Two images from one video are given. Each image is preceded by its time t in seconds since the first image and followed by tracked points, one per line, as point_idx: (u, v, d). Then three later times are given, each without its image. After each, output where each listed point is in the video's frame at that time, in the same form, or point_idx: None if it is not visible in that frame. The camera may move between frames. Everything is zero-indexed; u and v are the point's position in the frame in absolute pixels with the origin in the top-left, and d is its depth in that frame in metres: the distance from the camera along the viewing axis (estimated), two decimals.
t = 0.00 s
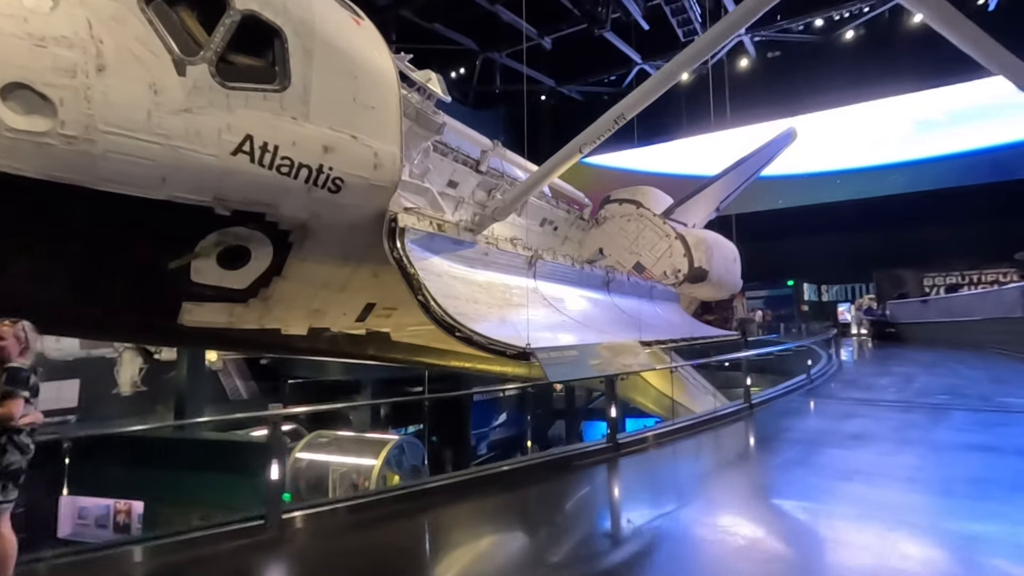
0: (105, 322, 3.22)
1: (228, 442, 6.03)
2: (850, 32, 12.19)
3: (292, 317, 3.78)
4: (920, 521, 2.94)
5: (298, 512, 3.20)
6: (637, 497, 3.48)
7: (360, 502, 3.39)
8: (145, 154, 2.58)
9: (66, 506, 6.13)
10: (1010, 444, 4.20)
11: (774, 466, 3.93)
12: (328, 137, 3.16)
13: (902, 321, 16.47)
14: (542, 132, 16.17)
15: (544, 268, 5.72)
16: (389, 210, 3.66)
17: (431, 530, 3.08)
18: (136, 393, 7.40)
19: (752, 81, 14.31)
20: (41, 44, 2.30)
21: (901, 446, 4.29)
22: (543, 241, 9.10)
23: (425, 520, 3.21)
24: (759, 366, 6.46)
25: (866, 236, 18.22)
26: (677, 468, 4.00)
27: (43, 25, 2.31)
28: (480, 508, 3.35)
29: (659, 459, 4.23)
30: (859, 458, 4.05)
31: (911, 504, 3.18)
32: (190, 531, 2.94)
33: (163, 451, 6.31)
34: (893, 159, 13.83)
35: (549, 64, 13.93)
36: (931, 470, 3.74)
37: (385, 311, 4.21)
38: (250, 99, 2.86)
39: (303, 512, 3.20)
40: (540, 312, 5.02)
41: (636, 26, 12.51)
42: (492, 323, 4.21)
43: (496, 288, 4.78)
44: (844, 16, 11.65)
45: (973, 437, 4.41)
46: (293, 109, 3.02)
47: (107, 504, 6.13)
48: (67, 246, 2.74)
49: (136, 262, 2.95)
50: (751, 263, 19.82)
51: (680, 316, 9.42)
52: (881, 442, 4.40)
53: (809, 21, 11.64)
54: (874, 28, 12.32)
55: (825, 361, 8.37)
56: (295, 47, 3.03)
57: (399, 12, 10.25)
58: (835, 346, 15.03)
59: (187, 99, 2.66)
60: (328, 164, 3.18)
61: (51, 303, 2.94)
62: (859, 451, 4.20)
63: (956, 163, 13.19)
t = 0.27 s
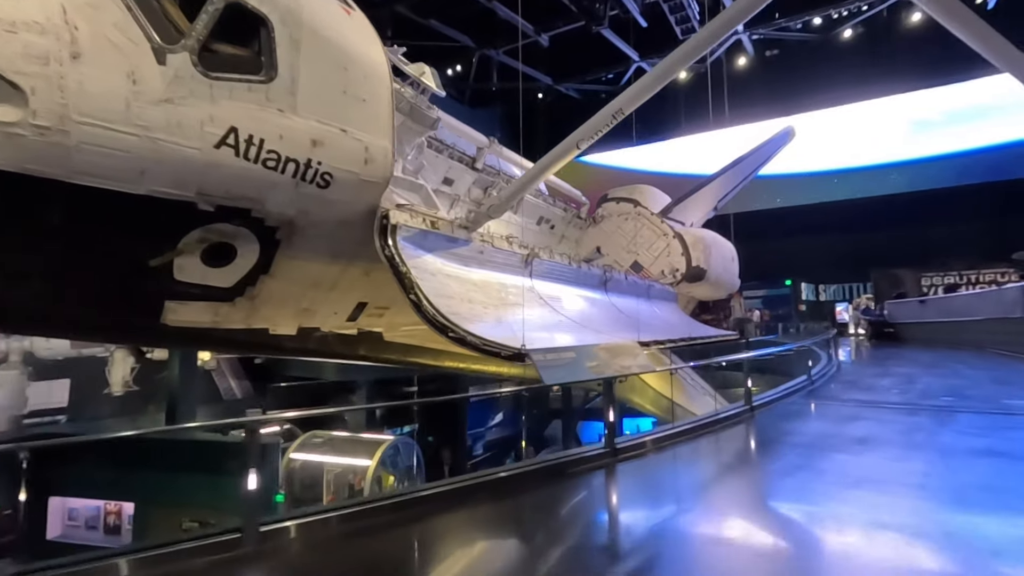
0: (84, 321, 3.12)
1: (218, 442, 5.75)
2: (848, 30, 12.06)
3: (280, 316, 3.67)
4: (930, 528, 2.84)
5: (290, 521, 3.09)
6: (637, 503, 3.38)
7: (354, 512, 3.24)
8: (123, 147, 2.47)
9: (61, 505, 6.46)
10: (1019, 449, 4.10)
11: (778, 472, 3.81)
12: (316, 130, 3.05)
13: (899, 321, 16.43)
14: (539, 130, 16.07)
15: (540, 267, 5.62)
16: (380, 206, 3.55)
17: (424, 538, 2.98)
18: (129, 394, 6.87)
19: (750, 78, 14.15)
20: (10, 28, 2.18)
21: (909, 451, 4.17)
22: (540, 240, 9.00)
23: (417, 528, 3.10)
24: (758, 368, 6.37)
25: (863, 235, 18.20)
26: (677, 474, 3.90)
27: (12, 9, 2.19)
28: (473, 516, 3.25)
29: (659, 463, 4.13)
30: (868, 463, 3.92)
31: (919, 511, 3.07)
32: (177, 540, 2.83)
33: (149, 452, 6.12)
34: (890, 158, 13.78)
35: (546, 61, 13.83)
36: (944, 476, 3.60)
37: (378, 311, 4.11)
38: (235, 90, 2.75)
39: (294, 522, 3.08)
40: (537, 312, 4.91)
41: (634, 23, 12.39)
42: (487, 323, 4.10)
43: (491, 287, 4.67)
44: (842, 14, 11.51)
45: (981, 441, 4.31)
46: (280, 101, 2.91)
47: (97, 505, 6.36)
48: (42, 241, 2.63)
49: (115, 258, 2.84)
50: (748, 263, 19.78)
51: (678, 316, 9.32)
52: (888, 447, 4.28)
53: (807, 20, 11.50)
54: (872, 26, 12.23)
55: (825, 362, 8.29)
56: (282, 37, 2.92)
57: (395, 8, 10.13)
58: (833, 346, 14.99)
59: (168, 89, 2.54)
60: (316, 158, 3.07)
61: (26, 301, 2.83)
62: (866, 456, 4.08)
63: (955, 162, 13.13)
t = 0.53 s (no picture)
0: (61, 321, 3.01)
1: (209, 446, 5.43)
2: (846, 30, 11.94)
3: (267, 316, 3.57)
4: (938, 536, 2.73)
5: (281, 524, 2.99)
6: (634, 508, 3.28)
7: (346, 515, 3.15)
8: (98, 138, 2.37)
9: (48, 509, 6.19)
10: None
11: (779, 476, 3.71)
12: (302, 122, 2.95)
13: (897, 322, 16.40)
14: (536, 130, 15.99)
15: (536, 266, 5.53)
16: (370, 202, 3.46)
17: (414, 546, 2.87)
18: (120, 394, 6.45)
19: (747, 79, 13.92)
20: None
21: (914, 454, 4.06)
22: (537, 240, 8.95)
23: (409, 535, 2.99)
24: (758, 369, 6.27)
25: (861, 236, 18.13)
26: (674, 478, 3.80)
27: None
28: (464, 521, 3.15)
29: (657, 467, 4.03)
30: (873, 467, 3.80)
31: (926, 517, 2.96)
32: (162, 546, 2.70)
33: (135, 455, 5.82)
34: (888, 159, 13.75)
35: (543, 61, 13.76)
36: (954, 481, 3.47)
37: (368, 311, 4.02)
38: (216, 80, 2.65)
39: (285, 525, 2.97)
40: (532, 312, 4.82)
41: (631, 22, 12.30)
42: (480, 323, 4.01)
43: (485, 286, 4.57)
44: (840, 15, 11.40)
45: (987, 443, 4.21)
46: (265, 93, 2.81)
47: (87, 509, 6.05)
48: (17, 236, 2.54)
49: (92, 254, 2.75)
50: (746, 263, 19.75)
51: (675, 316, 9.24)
52: (892, 450, 4.18)
53: (805, 20, 11.39)
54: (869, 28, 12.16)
55: (825, 362, 8.21)
56: (266, 26, 2.82)
57: (391, 5, 10.03)
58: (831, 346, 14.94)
59: (145, 78, 2.45)
60: (302, 152, 2.97)
61: None
62: (870, 460, 3.97)
63: (953, 163, 13.09)
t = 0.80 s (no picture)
0: (33, 323, 2.92)
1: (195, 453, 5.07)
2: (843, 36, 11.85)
3: (250, 320, 3.46)
4: (948, 553, 2.61)
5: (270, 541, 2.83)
6: (629, 522, 3.16)
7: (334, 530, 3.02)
8: (67, 133, 2.26)
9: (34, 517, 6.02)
10: None
11: (781, 488, 3.58)
12: (285, 120, 2.85)
13: (896, 327, 16.34)
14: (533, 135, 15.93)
15: (530, 270, 5.42)
16: (356, 203, 3.36)
17: (402, 562, 2.74)
18: (110, 400, 6.22)
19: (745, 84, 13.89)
20: None
21: (920, 466, 3.93)
22: (532, 244, 8.86)
23: (396, 551, 2.86)
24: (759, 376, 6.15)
25: (859, 241, 18.05)
26: (671, 490, 3.68)
27: None
28: (453, 535, 3.03)
29: (654, 479, 3.90)
30: (879, 481, 3.66)
31: (933, 532, 2.84)
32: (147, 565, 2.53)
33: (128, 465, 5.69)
34: (885, 164, 13.73)
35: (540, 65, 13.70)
36: (964, 495, 3.33)
37: (356, 315, 3.91)
38: (194, 75, 2.54)
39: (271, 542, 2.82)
40: (526, 317, 4.71)
41: (628, 26, 12.23)
42: (471, 327, 3.90)
43: (478, 290, 4.46)
44: (837, 20, 11.29)
45: (994, 455, 4.09)
46: (246, 89, 2.71)
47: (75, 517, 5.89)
48: None
49: (63, 255, 2.65)
50: (744, 268, 19.68)
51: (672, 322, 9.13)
52: (896, 460, 4.06)
53: (802, 25, 11.30)
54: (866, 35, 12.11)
55: (825, 368, 8.09)
56: (248, 19, 2.71)
57: (386, 7, 9.94)
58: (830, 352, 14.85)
59: (118, 71, 2.34)
60: (285, 150, 2.87)
61: None
62: (875, 472, 3.84)
63: (952, 168, 13.05)
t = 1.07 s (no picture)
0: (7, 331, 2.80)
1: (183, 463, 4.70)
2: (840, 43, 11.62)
3: (236, 328, 3.36)
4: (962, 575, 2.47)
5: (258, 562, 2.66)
6: (628, 540, 3.02)
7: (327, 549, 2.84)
8: (39, 133, 2.16)
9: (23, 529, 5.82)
10: None
11: (786, 504, 3.44)
12: (270, 121, 2.75)
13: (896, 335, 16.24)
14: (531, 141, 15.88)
15: (526, 277, 5.31)
16: (346, 208, 3.26)
17: None
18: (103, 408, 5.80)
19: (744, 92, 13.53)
20: None
21: (929, 481, 3.78)
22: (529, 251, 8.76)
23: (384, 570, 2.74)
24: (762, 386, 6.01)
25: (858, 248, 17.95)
26: (671, 505, 3.54)
27: None
28: (444, 554, 2.90)
29: (654, 494, 3.76)
30: (889, 497, 3.51)
31: (947, 551, 2.71)
32: None
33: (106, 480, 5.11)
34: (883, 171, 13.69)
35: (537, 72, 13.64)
36: (978, 513, 3.18)
37: (347, 323, 3.80)
38: (175, 74, 2.44)
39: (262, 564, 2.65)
40: (522, 325, 4.60)
41: (624, 32, 12.14)
42: (464, 336, 3.80)
43: (472, 297, 4.35)
44: (834, 27, 11.12)
45: (1006, 469, 3.95)
46: (230, 89, 2.61)
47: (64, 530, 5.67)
48: None
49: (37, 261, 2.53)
50: (742, 275, 19.59)
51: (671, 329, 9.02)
52: (906, 475, 3.91)
53: (798, 33, 11.14)
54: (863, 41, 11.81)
55: (826, 377, 7.95)
56: (232, 16, 2.61)
57: (382, 14, 9.88)
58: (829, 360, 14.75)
59: (92, 68, 2.23)
60: (271, 153, 2.77)
61: None
62: (883, 487, 3.69)
63: (950, 174, 12.97)
